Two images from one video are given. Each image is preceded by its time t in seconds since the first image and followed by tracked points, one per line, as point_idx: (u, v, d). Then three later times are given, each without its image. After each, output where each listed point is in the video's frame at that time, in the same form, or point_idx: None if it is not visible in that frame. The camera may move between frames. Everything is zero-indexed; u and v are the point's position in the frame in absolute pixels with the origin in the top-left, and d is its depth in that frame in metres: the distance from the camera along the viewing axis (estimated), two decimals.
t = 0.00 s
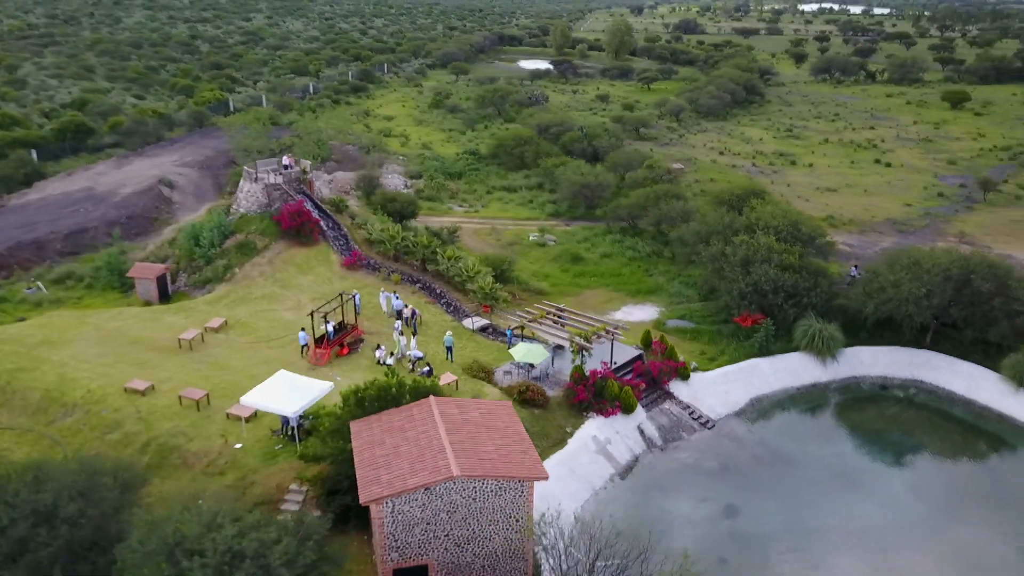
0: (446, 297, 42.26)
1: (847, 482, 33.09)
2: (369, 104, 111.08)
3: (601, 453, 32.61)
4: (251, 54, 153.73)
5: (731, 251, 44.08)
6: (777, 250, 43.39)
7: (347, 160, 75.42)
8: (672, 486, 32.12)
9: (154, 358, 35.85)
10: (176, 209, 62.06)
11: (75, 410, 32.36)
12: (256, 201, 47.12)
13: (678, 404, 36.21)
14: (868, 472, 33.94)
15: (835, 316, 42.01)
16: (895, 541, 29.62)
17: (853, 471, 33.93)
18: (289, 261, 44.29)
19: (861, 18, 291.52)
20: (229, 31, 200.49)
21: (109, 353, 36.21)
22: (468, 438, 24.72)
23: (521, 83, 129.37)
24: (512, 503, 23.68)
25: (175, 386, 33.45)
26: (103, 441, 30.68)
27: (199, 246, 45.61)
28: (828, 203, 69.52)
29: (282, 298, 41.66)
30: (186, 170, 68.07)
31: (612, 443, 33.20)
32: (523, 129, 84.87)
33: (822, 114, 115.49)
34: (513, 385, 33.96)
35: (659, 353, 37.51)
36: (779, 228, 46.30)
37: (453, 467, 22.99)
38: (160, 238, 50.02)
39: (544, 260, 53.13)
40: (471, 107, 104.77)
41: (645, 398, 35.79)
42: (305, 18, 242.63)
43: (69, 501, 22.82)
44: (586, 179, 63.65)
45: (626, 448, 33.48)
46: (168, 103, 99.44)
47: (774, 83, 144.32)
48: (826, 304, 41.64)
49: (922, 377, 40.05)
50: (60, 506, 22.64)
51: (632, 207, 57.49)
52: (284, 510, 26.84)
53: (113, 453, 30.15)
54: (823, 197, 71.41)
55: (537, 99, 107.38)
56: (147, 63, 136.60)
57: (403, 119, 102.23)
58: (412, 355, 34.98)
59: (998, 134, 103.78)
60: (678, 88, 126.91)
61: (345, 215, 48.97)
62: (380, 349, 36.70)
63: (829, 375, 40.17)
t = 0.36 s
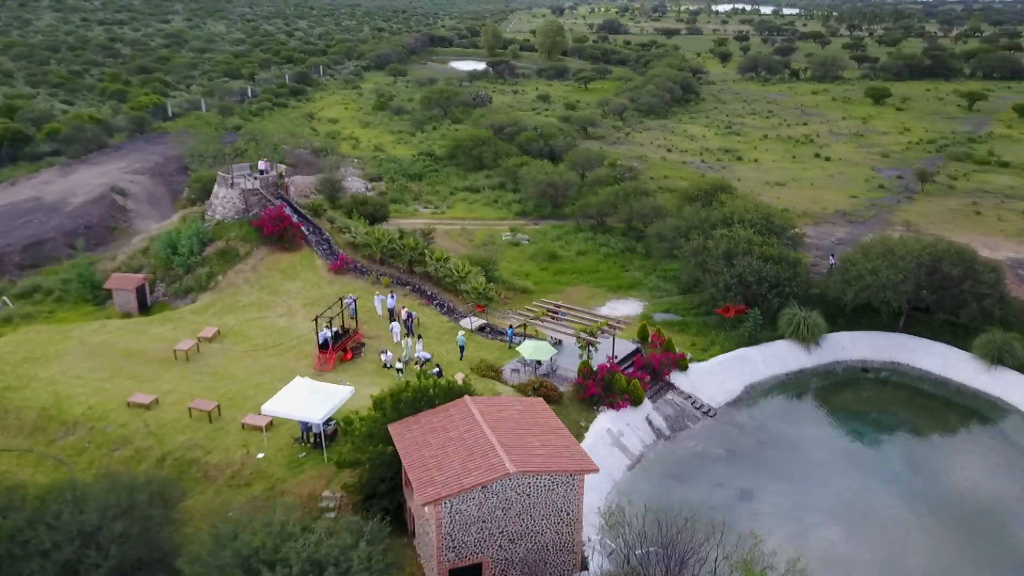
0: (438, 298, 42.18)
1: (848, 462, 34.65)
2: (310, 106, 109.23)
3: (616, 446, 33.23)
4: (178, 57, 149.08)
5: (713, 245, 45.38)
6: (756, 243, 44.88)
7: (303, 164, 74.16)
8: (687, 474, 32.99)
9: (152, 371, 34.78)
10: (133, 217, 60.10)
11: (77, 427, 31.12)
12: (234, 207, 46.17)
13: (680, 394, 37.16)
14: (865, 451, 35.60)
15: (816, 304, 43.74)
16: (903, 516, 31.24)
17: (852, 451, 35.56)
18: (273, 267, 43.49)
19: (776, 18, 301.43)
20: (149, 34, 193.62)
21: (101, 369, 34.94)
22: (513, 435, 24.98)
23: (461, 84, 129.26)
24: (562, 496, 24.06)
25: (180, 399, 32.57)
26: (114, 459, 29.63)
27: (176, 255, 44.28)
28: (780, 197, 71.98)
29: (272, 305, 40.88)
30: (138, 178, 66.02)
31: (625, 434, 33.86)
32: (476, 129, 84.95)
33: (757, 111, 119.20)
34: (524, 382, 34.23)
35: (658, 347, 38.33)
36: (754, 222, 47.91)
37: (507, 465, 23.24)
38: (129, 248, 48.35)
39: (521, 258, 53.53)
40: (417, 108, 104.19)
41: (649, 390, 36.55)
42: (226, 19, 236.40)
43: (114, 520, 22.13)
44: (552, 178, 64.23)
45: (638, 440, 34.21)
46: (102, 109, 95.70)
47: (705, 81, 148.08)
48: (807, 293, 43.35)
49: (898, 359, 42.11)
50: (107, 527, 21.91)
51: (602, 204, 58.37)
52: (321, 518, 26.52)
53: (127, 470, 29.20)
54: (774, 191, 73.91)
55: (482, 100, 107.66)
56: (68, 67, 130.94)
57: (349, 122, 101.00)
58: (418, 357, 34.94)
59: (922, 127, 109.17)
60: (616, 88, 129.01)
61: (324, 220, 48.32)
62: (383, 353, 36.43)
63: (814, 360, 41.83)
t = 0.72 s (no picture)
0: (442, 298, 42.13)
1: (857, 442, 36.14)
2: (260, 109, 107.09)
3: (641, 437, 33.88)
4: (111, 59, 143.91)
5: (705, 239, 46.56)
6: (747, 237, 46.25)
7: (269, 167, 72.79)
8: (710, 462, 33.89)
9: (167, 381, 33.91)
10: (101, 225, 58.14)
11: (99, 442, 30.18)
12: (224, 212, 44.97)
13: (691, 385, 38.08)
14: (870, 432, 37.17)
15: (807, 293, 45.32)
16: (916, 491, 32.82)
17: (858, 432, 37.08)
18: (272, 271, 42.76)
19: (704, 17, 308.35)
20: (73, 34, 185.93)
21: (112, 380, 33.91)
22: (570, 430, 25.38)
23: (410, 84, 128.45)
24: (624, 487, 24.60)
25: (204, 408, 31.87)
26: (146, 471, 28.85)
27: (168, 262, 43.11)
28: (743, 192, 74.06)
29: (276, 309, 40.22)
30: (99, 184, 63.87)
31: (647, 426, 34.54)
32: (439, 130, 84.75)
33: (704, 109, 122.06)
34: (546, 378, 34.63)
35: (667, 340, 39.18)
36: (740, 216, 49.35)
37: (575, 458, 23.60)
38: (111, 256, 46.84)
39: (508, 257, 53.81)
40: (372, 109, 103.21)
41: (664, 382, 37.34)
42: (152, 19, 228.96)
43: (187, 531, 21.64)
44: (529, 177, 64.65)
45: (659, 430, 34.97)
46: (43, 113, 91.88)
47: (648, 79, 150.71)
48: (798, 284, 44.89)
49: (886, 343, 44.02)
50: (180, 539, 21.47)
51: (582, 201, 59.10)
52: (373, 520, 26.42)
53: (161, 483, 28.48)
54: (736, 185, 75.89)
55: (436, 100, 107.33)
56: None
57: (303, 123, 99.44)
58: (439, 358, 35.23)
59: (861, 122, 113.50)
60: (564, 87, 130.27)
61: (315, 223, 47.71)
62: (399, 355, 36.27)
63: (809, 348, 43.37)
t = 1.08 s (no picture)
0: (479, 299, 42.16)
1: (900, 434, 37.04)
2: (246, 111, 105.62)
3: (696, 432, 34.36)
4: (82, 60, 140.40)
5: (731, 237, 47.35)
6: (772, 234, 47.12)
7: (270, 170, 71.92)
8: (762, 455, 34.46)
9: (222, 386, 33.55)
10: (109, 229, 56.96)
11: (165, 449, 29.76)
12: (253, 215, 44.43)
13: (735, 380, 38.70)
14: (909, 423, 38.14)
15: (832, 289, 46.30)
16: (965, 478, 33.69)
17: (898, 423, 38.02)
18: (306, 275, 42.45)
19: (670, 18, 311.33)
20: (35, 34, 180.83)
21: (166, 387, 33.43)
22: (659, 427, 25.74)
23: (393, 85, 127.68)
24: (716, 481, 25.02)
25: (265, 413, 31.60)
26: (220, 478, 28.54)
27: (200, 266, 42.51)
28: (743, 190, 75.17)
29: (317, 312, 39.97)
30: (102, 188, 62.51)
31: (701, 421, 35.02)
32: (435, 131, 84.55)
33: (687, 108, 123.47)
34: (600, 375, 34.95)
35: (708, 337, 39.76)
36: (762, 213, 50.20)
37: (672, 454, 23.96)
38: (135, 262, 46.05)
39: (528, 256, 53.97)
40: (360, 111, 102.46)
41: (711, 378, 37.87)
42: (114, 19, 223.86)
43: (300, 536, 21.56)
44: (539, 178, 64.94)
45: (711, 425, 35.50)
46: (24, 116, 89.46)
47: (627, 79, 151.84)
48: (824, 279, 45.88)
49: (910, 337, 45.23)
50: (296, 544, 21.38)
51: (596, 200, 59.53)
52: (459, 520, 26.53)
53: (236, 490, 28.19)
54: (734, 183, 76.97)
55: (424, 101, 107.05)
56: None
57: (292, 124, 98.32)
58: (492, 357, 35.55)
59: (841, 121, 115.72)
60: (547, 87, 130.68)
61: (343, 226, 47.44)
62: (450, 356, 36.30)
63: (837, 342, 44.32)
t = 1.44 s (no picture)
0: (480, 297, 42.41)
1: (893, 410, 39.14)
2: (186, 114, 102.62)
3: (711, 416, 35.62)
4: None
5: (715, 230, 49.09)
6: (753, 227, 49.03)
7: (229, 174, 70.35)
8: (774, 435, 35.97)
9: (242, 393, 33.04)
10: (72, 238, 54.77)
11: (198, 459, 29.16)
12: (243, 219, 43.55)
13: (735, 366, 40.16)
14: (899, 399, 40.36)
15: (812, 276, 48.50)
16: (961, 448, 35.78)
17: (889, 401, 40.17)
18: (305, 278, 42.01)
19: (593, 17, 315.59)
20: None
21: (184, 397, 32.69)
22: (706, 411, 26.82)
23: (334, 86, 125.98)
24: (764, 461, 26.19)
25: (295, 417, 31.32)
26: (260, 487, 28.16)
27: (192, 273, 41.52)
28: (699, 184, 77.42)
29: (321, 316, 39.64)
30: (58, 196, 60.07)
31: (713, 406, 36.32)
32: (392, 133, 84.14)
33: (628, 105, 125.90)
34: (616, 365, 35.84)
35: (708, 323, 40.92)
36: (740, 206, 52.10)
37: (727, 436, 25.02)
38: (118, 272, 44.62)
39: (511, 254, 54.44)
40: (307, 113, 100.86)
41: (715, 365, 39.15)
42: (23, 19, 213.08)
43: (384, 535, 21.67)
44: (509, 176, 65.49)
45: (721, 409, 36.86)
46: None
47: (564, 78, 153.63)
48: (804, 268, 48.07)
49: (884, 320, 47.73)
50: (382, 544, 21.46)
51: (570, 197, 60.44)
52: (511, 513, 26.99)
53: (280, 496, 27.92)
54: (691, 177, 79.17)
55: (372, 102, 106.18)
56: None
57: (238, 126, 96.08)
58: (507, 351, 35.93)
59: (775, 116, 119.97)
60: (489, 87, 131.19)
61: (334, 229, 47.05)
62: (465, 355, 36.58)
63: (820, 327, 46.48)
